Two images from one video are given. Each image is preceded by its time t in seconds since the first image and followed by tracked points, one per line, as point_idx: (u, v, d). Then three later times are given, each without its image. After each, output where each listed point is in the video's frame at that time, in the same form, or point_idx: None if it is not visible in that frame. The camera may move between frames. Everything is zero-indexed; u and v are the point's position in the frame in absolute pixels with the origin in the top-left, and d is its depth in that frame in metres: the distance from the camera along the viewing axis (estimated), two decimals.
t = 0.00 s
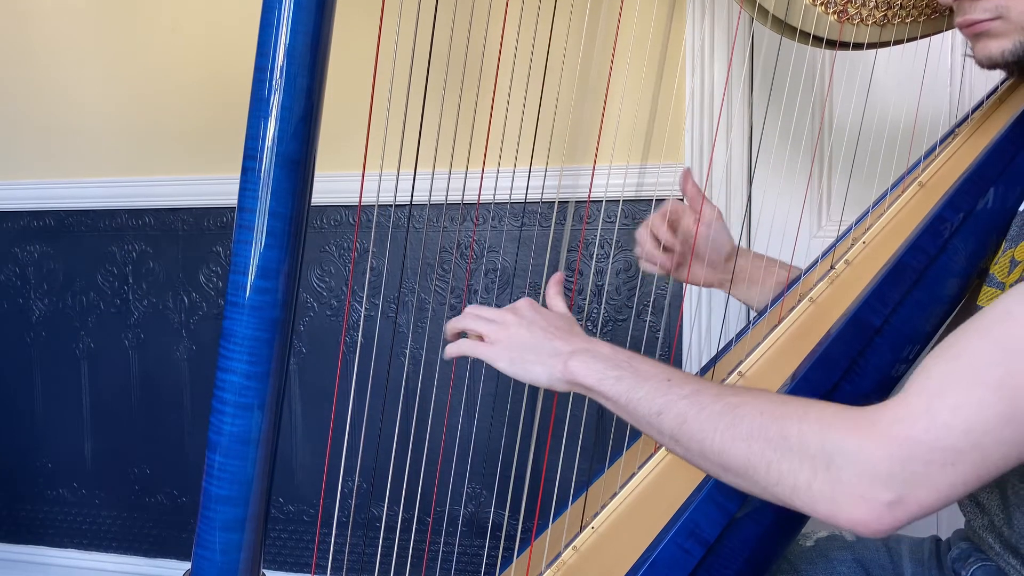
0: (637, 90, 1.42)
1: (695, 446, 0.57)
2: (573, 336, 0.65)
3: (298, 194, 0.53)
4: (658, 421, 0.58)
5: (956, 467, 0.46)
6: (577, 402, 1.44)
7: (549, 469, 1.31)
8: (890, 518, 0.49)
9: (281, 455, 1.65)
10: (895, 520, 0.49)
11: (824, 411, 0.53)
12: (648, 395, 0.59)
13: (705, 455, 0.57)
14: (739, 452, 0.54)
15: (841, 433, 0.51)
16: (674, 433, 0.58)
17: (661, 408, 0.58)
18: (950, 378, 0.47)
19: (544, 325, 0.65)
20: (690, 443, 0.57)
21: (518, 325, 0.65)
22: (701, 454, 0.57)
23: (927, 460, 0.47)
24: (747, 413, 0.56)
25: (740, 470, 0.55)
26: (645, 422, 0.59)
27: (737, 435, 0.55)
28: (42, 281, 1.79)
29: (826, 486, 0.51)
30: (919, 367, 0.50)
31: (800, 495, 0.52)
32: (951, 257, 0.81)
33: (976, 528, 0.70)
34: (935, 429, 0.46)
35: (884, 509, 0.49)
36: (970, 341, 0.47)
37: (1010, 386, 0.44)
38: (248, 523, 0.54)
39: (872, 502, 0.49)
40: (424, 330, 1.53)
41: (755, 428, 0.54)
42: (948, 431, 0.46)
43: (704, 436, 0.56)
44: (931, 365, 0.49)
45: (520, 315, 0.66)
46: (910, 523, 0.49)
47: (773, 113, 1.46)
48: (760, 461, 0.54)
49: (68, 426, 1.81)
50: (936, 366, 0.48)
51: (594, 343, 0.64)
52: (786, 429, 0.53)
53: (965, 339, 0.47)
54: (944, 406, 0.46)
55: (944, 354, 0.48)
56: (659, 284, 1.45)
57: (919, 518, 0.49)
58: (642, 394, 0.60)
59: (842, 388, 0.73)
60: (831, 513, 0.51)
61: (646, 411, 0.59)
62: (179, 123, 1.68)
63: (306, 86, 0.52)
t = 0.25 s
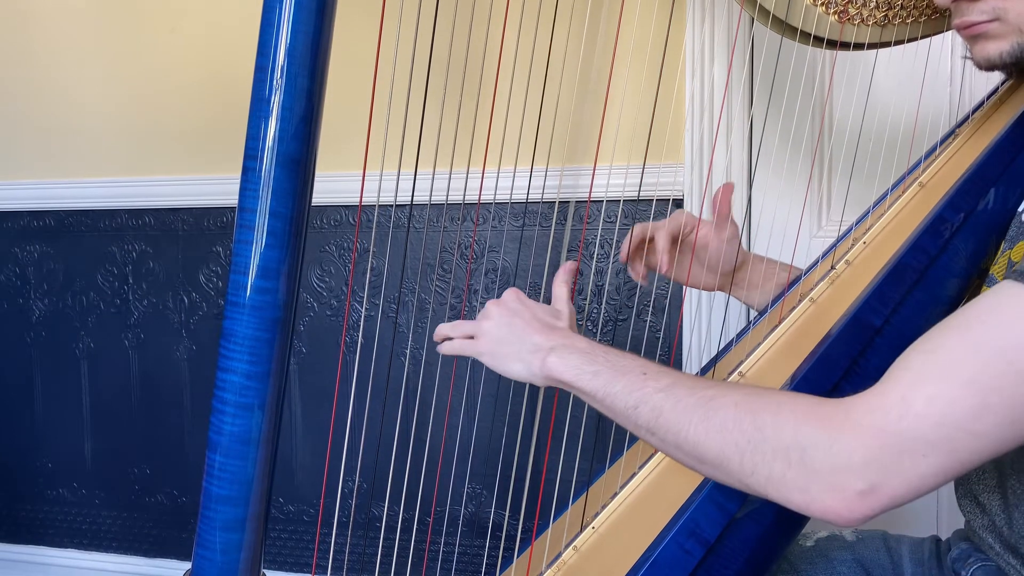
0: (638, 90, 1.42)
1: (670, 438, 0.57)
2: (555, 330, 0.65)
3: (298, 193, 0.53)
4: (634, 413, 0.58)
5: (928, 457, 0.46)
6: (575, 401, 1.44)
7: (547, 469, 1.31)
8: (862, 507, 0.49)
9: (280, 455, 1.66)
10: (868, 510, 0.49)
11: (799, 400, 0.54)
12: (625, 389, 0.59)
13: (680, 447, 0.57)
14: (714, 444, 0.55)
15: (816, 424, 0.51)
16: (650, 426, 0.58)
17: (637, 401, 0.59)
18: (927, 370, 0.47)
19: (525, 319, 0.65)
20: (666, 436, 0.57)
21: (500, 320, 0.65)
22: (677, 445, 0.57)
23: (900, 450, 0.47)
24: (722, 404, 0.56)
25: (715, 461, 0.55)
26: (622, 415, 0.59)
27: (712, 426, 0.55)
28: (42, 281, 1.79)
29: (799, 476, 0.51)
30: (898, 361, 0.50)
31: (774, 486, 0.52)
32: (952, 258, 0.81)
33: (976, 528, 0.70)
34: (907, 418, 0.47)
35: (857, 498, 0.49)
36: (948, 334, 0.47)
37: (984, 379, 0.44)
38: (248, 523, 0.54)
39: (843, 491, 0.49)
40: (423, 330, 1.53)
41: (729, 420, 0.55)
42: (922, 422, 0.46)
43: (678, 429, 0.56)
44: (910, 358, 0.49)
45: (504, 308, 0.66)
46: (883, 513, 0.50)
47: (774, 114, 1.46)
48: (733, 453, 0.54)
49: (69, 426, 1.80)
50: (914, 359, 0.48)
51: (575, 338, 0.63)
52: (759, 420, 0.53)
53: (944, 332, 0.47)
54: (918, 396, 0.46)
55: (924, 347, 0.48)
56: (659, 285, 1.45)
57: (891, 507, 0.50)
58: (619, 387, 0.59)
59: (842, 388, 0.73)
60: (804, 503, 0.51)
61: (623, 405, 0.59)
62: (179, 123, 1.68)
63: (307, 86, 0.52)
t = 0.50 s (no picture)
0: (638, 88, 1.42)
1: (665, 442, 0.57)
2: (551, 330, 0.64)
3: (299, 193, 0.53)
4: (630, 416, 0.58)
5: (921, 461, 0.46)
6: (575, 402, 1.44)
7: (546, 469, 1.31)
8: (856, 513, 0.49)
9: (280, 455, 1.65)
10: (863, 516, 0.49)
11: (794, 404, 0.54)
12: (620, 392, 0.59)
13: (675, 450, 0.57)
14: (708, 449, 0.55)
15: (810, 427, 0.52)
16: (645, 430, 0.57)
17: (633, 403, 0.58)
18: (922, 372, 0.47)
19: (523, 319, 0.65)
20: (660, 439, 0.57)
21: (498, 319, 0.65)
22: (672, 449, 0.57)
23: (893, 452, 0.47)
24: (717, 408, 0.56)
25: (711, 466, 0.55)
26: (618, 418, 0.59)
27: (708, 431, 0.55)
28: (42, 281, 1.79)
29: (794, 482, 0.51)
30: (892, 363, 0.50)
31: (769, 491, 0.52)
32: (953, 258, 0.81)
33: (977, 528, 0.70)
34: (901, 421, 0.47)
35: (851, 505, 0.49)
36: (942, 336, 0.47)
37: (978, 381, 0.44)
38: (249, 523, 0.54)
39: (838, 498, 0.49)
40: (423, 330, 1.53)
41: (724, 424, 0.55)
42: (916, 424, 0.46)
43: (673, 433, 0.56)
44: (904, 360, 0.49)
45: (503, 306, 0.66)
46: (879, 518, 0.50)
47: (774, 113, 1.46)
48: (728, 457, 0.54)
49: (68, 426, 1.80)
50: (907, 360, 0.48)
51: (570, 339, 0.63)
52: (754, 425, 0.53)
53: (939, 334, 0.47)
54: (911, 398, 0.46)
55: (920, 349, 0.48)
56: (659, 285, 1.45)
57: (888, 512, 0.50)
58: (614, 390, 0.59)
59: (843, 388, 0.73)
60: (799, 508, 0.51)
61: (618, 408, 0.58)
62: (179, 123, 1.68)
63: (307, 87, 0.52)
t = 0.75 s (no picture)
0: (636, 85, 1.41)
1: (669, 415, 0.55)
2: (562, 304, 0.66)
3: (298, 192, 0.53)
4: (635, 385, 0.57)
5: (925, 449, 0.45)
6: (574, 402, 1.44)
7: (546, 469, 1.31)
8: (855, 502, 0.48)
9: (280, 455, 1.66)
10: (861, 505, 0.48)
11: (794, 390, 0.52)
12: (628, 360, 0.58)
13: (679, 425, 0.55)
14: (712, 425, 0.53)
15: (813, 412, 0.50)
16: (650, 401, 0.56)
17: (640, 373, 0.57)
18: (927, 359, 0.45)
19: (532, 296, 0.67)
20: (665, 412, 0.55)
21: (509, 300, 0.67)
22: (676, 423, 0.56)
23: (898, 446, 0.45)
24: (725, 387, 0.54)
25: (713, 443, 0.53)
26: (623, 387, 0.58)
27: (713, 407, 0.53)
28: (42, 281, 1.79)
29: (794, 466, 0.49)
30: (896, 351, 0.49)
31: (769, 473, 0.51)
32: (950, 257, 0.81)
33: (975, 528, 0.70)
34: (906, 410, 0.45)
35: (851, 493, 0.48)
36: (946, 323, 0.45)
37: (985, 368, 0.43)
38: (248, 523, 0.54)
39: (838, 485, 0.48)
40: (422, 330, 1.53)
41: (731, 402, 0.53)
42: (921, 421, 0.45)
43: (678, 406, 0.55)
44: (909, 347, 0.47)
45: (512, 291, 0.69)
46: (878, 508, 0.48)
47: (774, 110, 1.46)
48: (731, 436, 0.52)
49: (69, 427, 1.81)
50: (911, 348, 0.47)
51: (582, 309, 0.64)
52: (760, 405, 0.52)
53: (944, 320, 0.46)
54: (916, 388, 0.45)
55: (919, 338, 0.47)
56: (658, 285, 1.46)
57: (887, 502, 0.48)
58: (622, 359, 0.58)
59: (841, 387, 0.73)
60: (797, 493, 0.50)
61: (625, 377, 0.57)
62: (178, 122, 1.68)
63: (306, 86, 0.52)
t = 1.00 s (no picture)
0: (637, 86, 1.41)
1: (699, 437, 0.56)
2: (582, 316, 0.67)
3: (296, 192, 0.53)
4: (665, 407, 0.57)
5: (954, 474, 0.45)
6: (576, 403, 1.44)
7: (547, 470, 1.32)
8: (887, 526, 0.48)
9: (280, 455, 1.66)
10: (892, 528, 0.48)
11: (815, 416, 0.52)
12: (657, 381, 0.58)
13: (708, 447, 0.55)
14: (743, 449, 0.53)
15: (841, 434, 0.50)
16: (680, 422, 0.57)
17: (669, 395, 0.57)
18: (950, 382, 0.45)
19: (551, 309, 0.68)
20: (694, 434, 0.56)
21: (528, 313, 0.69)
22: (705, 444, 0.56)
23: (927, 467, 0.46)
24: (754, 409, 0.54)
25: (743, 466, 0.54)
26: (653, 408, 0.59)
27: (742, 432, 0.53)
28: (42, 281, 1.79)
29: (826, 491, 0.50)
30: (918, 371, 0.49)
31: (800, 498, 0.51)
32: (949, 256, 0.81)
33: (976, 528, 0.70)
34: (933, 434, 0.45)
35: (883, 518, 0.48)
36: (968, 345, 0.45)
37: (1007, 393, 0.43)
38: (247, 524, 0.54)
39: (870, 511, 0.48)
40: (422, 330, 1.53)
41: (762, 426, 0.53)
42: (949, 440, 0.45)
43: (709, 429, 0.55)
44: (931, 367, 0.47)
45: (524, 303, 0.70)
46: (908, 530, 0.49)
47: (773, 108, 1.46)
48: (762, 460, 0.52)
49: (68, 426, 1.81)
50: (933, 368, 0.47)
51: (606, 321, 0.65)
52: (791, 429, 0.52)
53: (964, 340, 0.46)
54: (942, 411, 0.45)
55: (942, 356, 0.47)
56: (658, 285, 1.45)
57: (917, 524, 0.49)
58: (651, 378, 0.59)
59: (840, 387, 0.73)
60: (829, 517, 0.50)
61: (655, 397, 0.58)
62: (179, 123, 1.68)
63: (304, 85, 0.52)
